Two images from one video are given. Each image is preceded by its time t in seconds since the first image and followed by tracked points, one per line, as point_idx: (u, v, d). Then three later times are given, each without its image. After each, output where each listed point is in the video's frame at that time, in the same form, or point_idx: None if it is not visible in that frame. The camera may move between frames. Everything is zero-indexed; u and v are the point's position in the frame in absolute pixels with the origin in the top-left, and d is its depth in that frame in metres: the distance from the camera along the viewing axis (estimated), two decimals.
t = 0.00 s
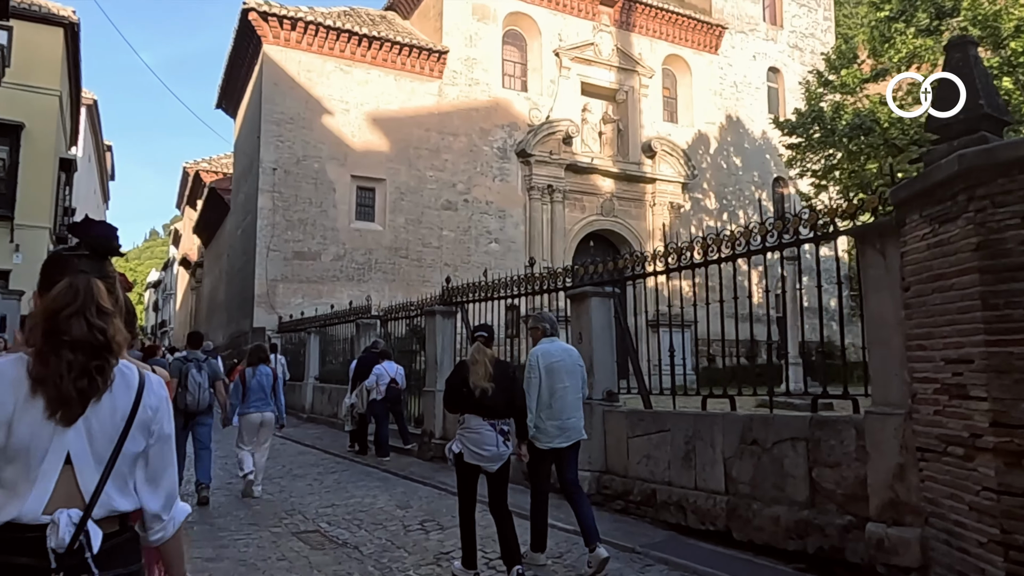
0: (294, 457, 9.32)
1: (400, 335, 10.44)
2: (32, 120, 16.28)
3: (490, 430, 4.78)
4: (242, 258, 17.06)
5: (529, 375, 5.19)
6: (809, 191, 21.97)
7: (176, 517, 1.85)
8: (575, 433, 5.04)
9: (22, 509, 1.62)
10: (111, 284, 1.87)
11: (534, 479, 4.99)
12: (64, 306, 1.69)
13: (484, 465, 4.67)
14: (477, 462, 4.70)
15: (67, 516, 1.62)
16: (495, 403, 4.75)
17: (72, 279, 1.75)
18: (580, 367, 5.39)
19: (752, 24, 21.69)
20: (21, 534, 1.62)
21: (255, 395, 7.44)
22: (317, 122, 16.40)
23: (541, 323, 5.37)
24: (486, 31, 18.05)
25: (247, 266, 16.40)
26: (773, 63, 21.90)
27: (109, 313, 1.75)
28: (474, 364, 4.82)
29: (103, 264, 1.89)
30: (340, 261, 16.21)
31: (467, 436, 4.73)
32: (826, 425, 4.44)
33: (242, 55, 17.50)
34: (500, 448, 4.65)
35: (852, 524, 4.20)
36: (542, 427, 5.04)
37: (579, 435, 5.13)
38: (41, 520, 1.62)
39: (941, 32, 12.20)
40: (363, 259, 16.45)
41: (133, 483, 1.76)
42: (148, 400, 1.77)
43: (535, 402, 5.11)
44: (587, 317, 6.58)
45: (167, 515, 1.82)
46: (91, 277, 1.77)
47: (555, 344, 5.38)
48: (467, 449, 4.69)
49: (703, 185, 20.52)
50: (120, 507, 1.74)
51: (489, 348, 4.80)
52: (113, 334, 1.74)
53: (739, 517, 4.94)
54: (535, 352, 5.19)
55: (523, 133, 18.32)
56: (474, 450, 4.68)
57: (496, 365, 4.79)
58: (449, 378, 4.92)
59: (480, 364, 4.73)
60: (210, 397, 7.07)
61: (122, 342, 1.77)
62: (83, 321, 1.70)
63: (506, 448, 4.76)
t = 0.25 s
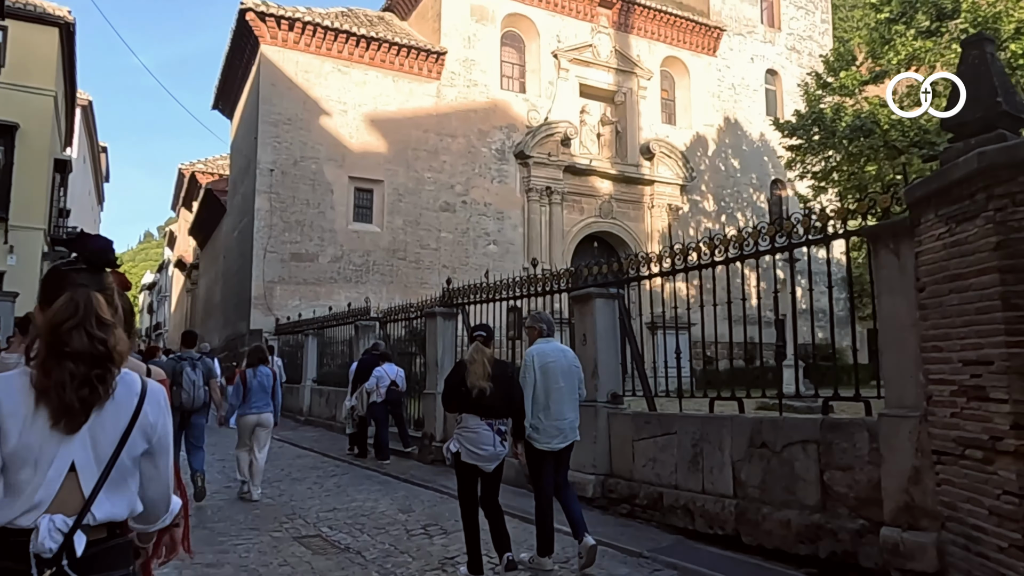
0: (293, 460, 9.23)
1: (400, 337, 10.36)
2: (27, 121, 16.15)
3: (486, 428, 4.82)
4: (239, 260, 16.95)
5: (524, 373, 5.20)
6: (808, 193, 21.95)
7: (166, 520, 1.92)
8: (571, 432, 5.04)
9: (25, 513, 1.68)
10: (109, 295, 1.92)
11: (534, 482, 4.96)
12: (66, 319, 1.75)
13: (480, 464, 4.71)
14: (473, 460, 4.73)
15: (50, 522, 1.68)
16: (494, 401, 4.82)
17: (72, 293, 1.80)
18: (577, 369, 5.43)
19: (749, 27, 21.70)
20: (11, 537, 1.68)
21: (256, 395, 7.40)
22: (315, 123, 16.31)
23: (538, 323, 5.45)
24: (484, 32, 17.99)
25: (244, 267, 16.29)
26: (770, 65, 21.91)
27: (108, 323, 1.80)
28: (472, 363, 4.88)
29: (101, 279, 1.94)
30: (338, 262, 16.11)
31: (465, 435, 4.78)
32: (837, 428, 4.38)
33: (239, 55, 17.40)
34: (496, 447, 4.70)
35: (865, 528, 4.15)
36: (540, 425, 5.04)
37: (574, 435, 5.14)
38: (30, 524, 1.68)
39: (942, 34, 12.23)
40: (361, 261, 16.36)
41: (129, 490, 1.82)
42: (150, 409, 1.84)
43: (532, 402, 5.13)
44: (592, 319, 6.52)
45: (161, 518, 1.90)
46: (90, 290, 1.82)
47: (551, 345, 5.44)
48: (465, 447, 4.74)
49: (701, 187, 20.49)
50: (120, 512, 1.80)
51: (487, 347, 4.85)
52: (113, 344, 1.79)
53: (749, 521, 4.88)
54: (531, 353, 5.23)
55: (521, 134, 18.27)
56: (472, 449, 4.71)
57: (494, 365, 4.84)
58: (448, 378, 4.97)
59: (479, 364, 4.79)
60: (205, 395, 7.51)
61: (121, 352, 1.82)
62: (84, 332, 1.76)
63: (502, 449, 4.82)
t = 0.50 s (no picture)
0: (292, 464, 9.13)
1: (400, 340, 10.28)
2: (22, 122, 16.03)
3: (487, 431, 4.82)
4: (236, 263, 16.85)
5: (523, 373, 5.23)
6: (806, 196, 21.96)
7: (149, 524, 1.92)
8: (570, 433, 5.14)
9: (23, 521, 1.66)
10: (103, 308, 1.94)
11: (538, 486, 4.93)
12: (64, 333, 1.77)
13: (483, 466, 4.71)
14: (476, 462, 4.76)
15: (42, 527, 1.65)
16: (493, 403, 4.81)
17: (68, 307, 1.81)
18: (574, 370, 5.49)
19: (748, 30, 21.72)
20: (11, 541, 1.66)
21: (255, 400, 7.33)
22: (313, 125, 16.24)
23: (536, 325, 5.46)
24: (483, 35, 17.95)
25: (241, 270, 16.18)
26: (769, 68, 21.94)
27: (105, 335, 1.82)
28: (473, 365, 4.86)
29: (97, 290, 2.01)
30: (336, 265, 16.02)
31: (466, 437, 4.77)
32: (850, 432, 4.32)
33: (237, 57, 17.31)
34: (498, 450, 4.69)
35: (880, 533, 4.08)
36: (540, 427, 5.13)
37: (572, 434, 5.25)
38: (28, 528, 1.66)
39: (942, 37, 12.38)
40: (359, 263, 16.27)
41: (123, 497, 1.82)
42: (145, 417, 1.86)
43: (532, 404, 5.18)
44: (596, 321, 6.45)
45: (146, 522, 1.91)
46: (86, 303, 1.83)
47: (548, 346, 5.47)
48: (467, 450, 4.73)
49: (700, 191, 20.47)
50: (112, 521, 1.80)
51: (487, 350, 4.83)
52: (111, 356, 1.81)
53: (759, 527, 4.81)
54: (531, 355, 5.25)
55: (520, 137, 18.22)
56: (474, 452, 4.71)
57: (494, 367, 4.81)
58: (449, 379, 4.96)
59: (479, 366, 4.76)
60: (199, 395, 7.50)
61: (119, 363, 1.84)
62: (81, 347, 1.77)
63: (503, 450, 4.82)
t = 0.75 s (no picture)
0: (293, 472, 9.03)
1: (402, 346, 10.19)
2: (21, 127, 15.95)
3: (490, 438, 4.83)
4: (236, 268, 16.76)
5: (524, 380, 5.22)
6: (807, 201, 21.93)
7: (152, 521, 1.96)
8: (572, 441, 5.11)
9: (21, 511, 1.73)
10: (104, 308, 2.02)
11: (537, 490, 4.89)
12: (58, 331, 1.84)
13: (486, 474, 4.73)
14: (479, 471, 4.77)
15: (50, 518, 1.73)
16: (496, 412, 4.84)
17: (68, 306, 1.90)
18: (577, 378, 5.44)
19: (748, 35, 21.72)
20: (14, 531, 1.73)
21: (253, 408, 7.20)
22: (314, 130, 16.19)
23: (537, 333, 5.45)
24: (484, 40, 17.93)
25: (241, 275, 16.08)
26: (769, 74, 21.96)
27: (101, 335, 1.89)
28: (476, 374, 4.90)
29: (97, 290, 2.16)
30: (336, 270, 15.94)
31: (469, 445, 4.78)
32: (865, 440, 4.25)
33: (237, 62, 17.25)
34: (502, 457, 4.71)
35: (897, 543, 4.02)
36: (541, 435, 5.10)
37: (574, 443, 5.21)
38: (31, 518, 1.73)
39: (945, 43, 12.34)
40: (360, 269, 16.19)
41: (119, 492, 1.88)
42: (140, 414, 1.90)
43: (532, 410, 5.16)
44: (603, 327, 6.38)
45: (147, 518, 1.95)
46: (85, 303, 1.91)
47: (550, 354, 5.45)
48: (470, 458, 4.74)
49: (700, 196, 20.45)
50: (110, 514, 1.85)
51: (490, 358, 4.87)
52: (105, 354, 1.87)
53: (772, 536, 4.74)
54: (532, 361, 5.23)
55: (521, 142, 18.19)
56: (477, 459, 4.71)
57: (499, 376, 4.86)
58: (451, 388, 4.99)
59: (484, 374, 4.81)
60: (195, 401, 7.39)
61: (114, 361, 1.90)
62: (74, 345, 1.84)
63: (507, 457, 4.84)
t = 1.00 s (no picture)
0: (297, 479, 8.95)
1: (407, 352, 10.12)
2: (23, 132, 15.91)
3: (495, 448, 4.86)
4: (238, 274, 16.70)
5: (527, 392, 5.21)
6: (810, 207, 21.88)
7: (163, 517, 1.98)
8: (575, 452, 5.08)
9: (28, 507, 1.77)
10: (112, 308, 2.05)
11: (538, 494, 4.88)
12: (64, 327, 1.87)
13: (491, 483, 4.76)
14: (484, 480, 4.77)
15: (63, 513, 1.78)
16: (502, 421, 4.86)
17: (74, 304, 1.93)
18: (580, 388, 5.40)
19: (750, 41, 21.69)
20: (20, 526, 1.77)
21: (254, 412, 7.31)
22: (316, 135, 16.15)
23: (542, 342, 5.41)
24: (487, 45, 17.92)
25: (243, 281, 16.01)
26: (771, 79, 21.94)
27: (105, 333, 1.91)
28: (481, 384, 4.94)
29: (105, 292, 2.20)
30: (338, 276, 15.87)
31: (475, 455, 4.81)
32: (884, 449, 4.18)
33: (240, 67, 17.23)
34: (508, 467, 4.76)
35: (917, 555, 3.94)
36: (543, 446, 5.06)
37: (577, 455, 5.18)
38: (41, 515, 1.77)
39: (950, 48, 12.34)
40: (362, 274, 16.13)
41: (126, 487, 1.91)
42: (141, 410, 1.93)
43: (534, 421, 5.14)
44: (613, 334, 6.31)
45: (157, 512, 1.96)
46: (91, 302, 1.94)
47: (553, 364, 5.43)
48: (476, 468, 4.77)
49: (703, 202, 20.39)
50: (115, 508, 1.89)
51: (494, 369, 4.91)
52: (107, 352, 1.89)
53: (788, 547, 4.66)
54: (534, 372, 5.22)
55: (524, 147, 18.15)
56: (484, 469, 4.75)
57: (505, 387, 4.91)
58: (456, 398, 5.04)
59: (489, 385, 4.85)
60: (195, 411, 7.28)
61: (116, 359, 1.92)
62: (79, 341, 1.86)
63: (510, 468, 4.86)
